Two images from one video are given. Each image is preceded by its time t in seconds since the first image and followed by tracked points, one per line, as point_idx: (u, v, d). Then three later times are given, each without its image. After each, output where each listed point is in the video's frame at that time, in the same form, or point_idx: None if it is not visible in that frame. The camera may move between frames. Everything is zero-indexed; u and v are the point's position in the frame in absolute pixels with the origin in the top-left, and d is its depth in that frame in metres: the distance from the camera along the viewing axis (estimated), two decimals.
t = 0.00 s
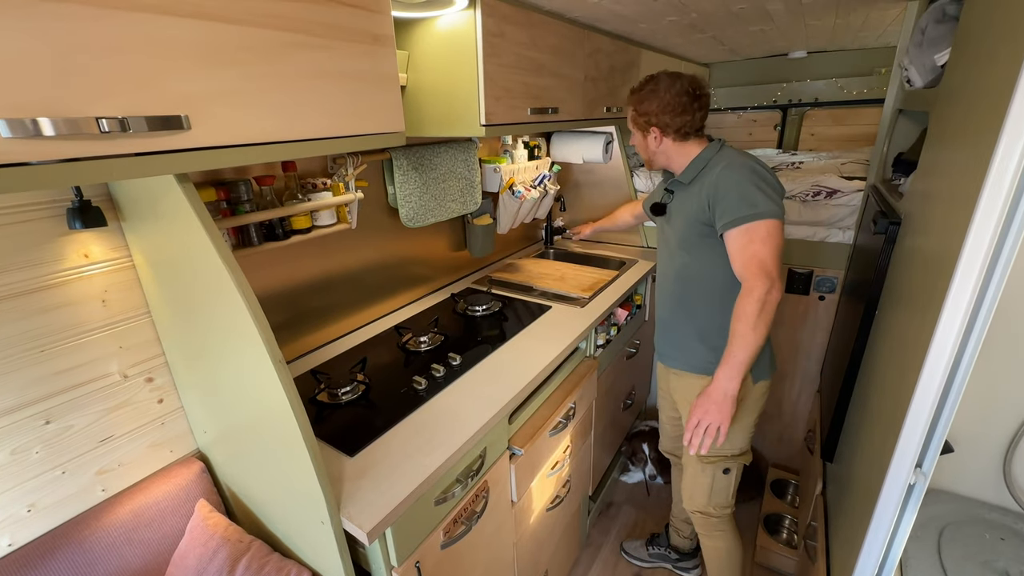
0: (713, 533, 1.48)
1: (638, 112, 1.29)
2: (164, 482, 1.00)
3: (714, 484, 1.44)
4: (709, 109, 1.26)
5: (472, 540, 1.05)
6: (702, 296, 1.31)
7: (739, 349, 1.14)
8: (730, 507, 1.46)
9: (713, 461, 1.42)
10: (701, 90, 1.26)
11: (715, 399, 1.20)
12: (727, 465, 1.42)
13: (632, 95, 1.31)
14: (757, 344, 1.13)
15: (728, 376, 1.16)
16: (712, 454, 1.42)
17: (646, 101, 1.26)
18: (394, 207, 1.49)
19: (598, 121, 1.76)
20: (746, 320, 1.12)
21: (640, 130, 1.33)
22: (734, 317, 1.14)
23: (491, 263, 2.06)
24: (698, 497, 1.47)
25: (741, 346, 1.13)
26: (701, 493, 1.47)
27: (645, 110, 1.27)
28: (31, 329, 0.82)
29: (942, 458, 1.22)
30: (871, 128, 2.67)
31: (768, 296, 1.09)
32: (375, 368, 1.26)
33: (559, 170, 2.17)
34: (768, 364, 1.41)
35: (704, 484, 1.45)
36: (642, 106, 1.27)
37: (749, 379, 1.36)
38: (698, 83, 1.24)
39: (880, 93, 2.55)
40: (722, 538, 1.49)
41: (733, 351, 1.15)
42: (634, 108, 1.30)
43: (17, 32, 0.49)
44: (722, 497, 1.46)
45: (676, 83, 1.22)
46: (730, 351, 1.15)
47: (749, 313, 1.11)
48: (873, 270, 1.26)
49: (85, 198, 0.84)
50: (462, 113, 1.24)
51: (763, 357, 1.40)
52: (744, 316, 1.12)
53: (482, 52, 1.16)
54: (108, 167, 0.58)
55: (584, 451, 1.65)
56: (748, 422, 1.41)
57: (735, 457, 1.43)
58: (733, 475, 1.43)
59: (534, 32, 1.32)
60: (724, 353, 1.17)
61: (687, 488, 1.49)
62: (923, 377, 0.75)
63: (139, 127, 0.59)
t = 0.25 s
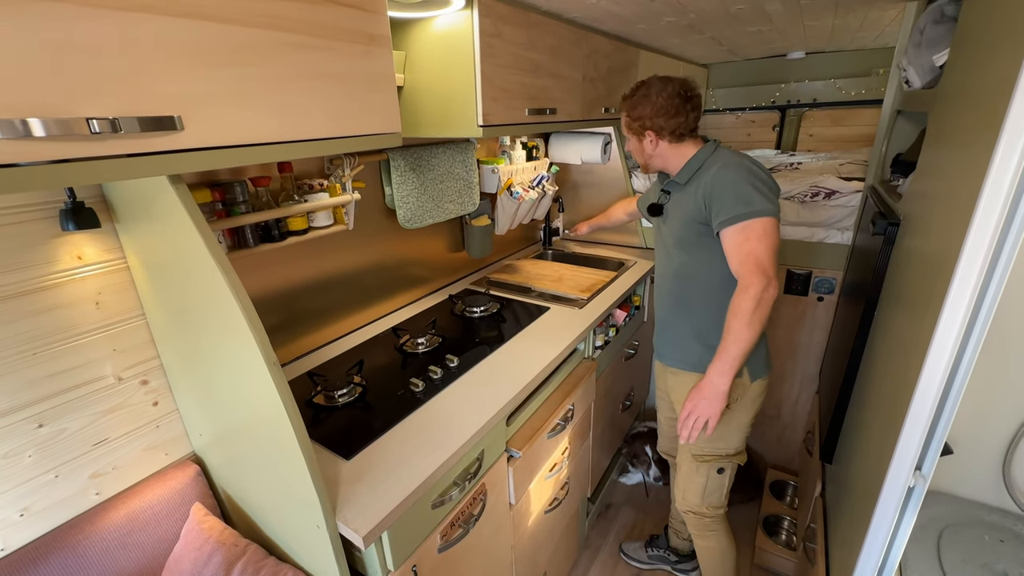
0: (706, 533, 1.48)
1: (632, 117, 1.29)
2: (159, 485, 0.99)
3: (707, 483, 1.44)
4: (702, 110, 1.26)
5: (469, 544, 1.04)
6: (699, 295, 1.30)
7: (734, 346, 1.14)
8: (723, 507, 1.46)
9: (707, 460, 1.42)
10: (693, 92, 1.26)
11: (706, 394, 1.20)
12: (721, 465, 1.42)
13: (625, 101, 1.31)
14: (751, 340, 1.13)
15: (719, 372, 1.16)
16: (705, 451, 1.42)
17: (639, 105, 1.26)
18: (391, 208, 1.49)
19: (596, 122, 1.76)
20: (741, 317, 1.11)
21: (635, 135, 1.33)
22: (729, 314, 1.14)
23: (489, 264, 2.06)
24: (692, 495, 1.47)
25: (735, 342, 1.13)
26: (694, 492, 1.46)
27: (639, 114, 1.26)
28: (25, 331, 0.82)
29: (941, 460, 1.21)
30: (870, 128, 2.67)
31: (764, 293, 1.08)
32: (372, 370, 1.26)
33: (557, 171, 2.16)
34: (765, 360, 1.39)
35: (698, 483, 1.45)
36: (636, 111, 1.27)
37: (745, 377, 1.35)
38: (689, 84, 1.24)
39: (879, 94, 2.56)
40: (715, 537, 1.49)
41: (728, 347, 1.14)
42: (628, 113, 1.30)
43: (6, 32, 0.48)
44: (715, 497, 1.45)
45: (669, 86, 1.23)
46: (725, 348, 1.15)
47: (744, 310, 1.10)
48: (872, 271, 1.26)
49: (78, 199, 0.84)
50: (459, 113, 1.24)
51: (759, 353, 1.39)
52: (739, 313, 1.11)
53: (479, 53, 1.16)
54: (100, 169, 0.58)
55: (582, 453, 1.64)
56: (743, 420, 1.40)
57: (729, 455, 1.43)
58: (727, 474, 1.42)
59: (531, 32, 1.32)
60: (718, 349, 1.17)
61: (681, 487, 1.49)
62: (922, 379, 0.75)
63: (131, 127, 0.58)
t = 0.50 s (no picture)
0: (708, 534, 1.47)
1: (630, 118, 1.29)
2: (157, 487, 0.98)
3: (708, 484, 1.43)
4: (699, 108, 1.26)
5: (469, 546, 1.04)
6: (697, 296, 1.30)
7: (731, 347, 1.13)
8: (724, 508, 1.46)
9: (707, 461, 1.42)
10: (689, 90, 1.26)
11: (703, 395, 1.20)
12: (721, 465, 1.42)
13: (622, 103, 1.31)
14: (747, 340, 1.13)
15: (716, 373, 1.16)
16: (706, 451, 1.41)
17: (636, 105, 1.26)
18: (391, 208, 1.48)
19: (596, 122, 1.76)
20: (738, 318, 1.11)
21: (634, 136, 1.33)
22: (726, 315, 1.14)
23: (489, 264, 2.05)
24: (693, 496, 1.46)
25: (731, 343, 1.13)
26: (696, 493, 1.46)
27: (636, 114, 1.26)
28: (22, 333, 0.81)
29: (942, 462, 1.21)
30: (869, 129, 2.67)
31: (761, 294, 1.08)
32: (372, 371, 1.25)
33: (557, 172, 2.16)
34: (762, 361, 1.39)
35: (699, 484, 1.44)
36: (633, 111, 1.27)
37: (742, 378, 1.35)
38: (685, 83, 1.25)
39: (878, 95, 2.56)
40: (716, 538, 1.48)
41: (725, 347, 1.14)
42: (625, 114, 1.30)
43: (2, 31, 0.48)
44: (716, 497, 1.45)
45: (664, 84, 1.23)
46: (722, 349, 1.15)
47: (741, 312, 1.10)
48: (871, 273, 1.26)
49: (75, 200, 0.83)
50: (459, 113, 1.24)
51: (756, 353, 1.39)
52: (737, 314, 1.11)
53: (479, 53, 1.15)
54: (97, 169, 0.57)
55: (582, 454, 1.64)
56: (742, 420, 1.40)
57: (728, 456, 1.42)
58: (727, 475, 1.42)
59: (531, 32, 1.32)
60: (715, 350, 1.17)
61: (682, 488, 1.48)
62: (923, 381, 0.74)
63: (129, 127, 0.58)
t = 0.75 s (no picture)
0: (706, 533, 1.47)
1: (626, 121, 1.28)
2: (157, 489, 0.98)
3: (705, 484, 1.43)
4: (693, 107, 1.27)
5: (469, 547, 1.03)
6: (696, 296, 1.30)
7: (733, 347, 1.13)
8: (722, 507, 1.45)
9: (705, 461, 1.41)
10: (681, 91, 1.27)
11: (705, 396, 1.20)
12: (718, 465, 1.41)
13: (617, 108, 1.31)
14: (751, 341, 1.12)
15: (718, 373, 1.15)
16: (704, 451, 1.41)
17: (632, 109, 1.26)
18: (391, 209, 1.48)
19: (596, 123, 1.76)
20: (741, 318, 1.11)
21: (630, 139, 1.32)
22: (727, 316, 1.14)
23: (488, 265, 2.05)
24: (691, 496, 1.46)
25: (734, 344, 1.13)
26: (693, 492, 1.46)
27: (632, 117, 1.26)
28: (22, 334, 0.81)
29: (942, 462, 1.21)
30: (868, 130, 2.68)
31: (763, 294, 1.08)
32: (372, 372, 1.25)
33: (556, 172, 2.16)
34: (758, 361, 1.40)
35: (696, 483, 1.44)
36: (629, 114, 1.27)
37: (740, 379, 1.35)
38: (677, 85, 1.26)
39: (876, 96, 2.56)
40: (714, 538, 1.48)
41: (727, 347, 1.14)
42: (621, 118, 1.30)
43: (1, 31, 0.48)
44: (714, 497, 1.44)
45: (658, 87, 1.24)
46: (724, 349, 1.15)
47: (743, 311, 1.10)
48: (871, 273, 1.26)
49: (74, 201, 0.83)
50: (459, 114, 1.23)
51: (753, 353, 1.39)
52: (739, 314, 1.11)
53: (478, 54, 1.15)
54: (97, 170, 0.57)
55: (582, 454, 1.64)
56: (740, 420, 1.40)
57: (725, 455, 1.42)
58: (725, 474, 1.42)
59: (531, 33, 1.32)
60: (717, 351, 1.16)
61: (680, 487, 1.48)
62: (923, 381, 0.74)
63: (128, 128, 0.58)
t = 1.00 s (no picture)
0: (704, 533, 1.48)
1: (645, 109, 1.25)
2: (157, 489, 0.99)
3: (702, 485, 1.44)
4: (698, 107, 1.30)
5: (469, 546, 1.04)
6: (694, 298, 1.30)
7: (731, 349, 1.13)
8: (718, 507, 1.46)
9: (701, 461, 1.41)
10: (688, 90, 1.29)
11: (705, 401, 1.20)
12: (714, 465, 1.42)
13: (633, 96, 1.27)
14: (747, 345, 1.13)
15: (717, 378, 1.16)
16: (700, 452, 1.41)
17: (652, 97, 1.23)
18: (390, 210, 1.48)
19: (595, 124, 1.77)
20: (738, 322, 1.11)
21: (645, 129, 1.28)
22: (725, 318, 1.14)
23: (488, 265, 2.06)
24: (688, 496, 1.46)
25: (732, 346, 1.13)
26: (690, 492, 1.46)
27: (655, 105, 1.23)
28: (22, 335, 0.81)
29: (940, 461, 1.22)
30: (866, 130, 2.68)
31: (759, 299, 1.09)
32: (372, 372, 1.26)
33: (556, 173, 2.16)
34: (754, 362, 1.41)
35: (692, 483, 1.45)
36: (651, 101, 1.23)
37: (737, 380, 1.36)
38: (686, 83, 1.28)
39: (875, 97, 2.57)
40: (710, 537, 1.49)
41: (724, 350, 1.15)
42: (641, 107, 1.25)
43: (3, 34, 0.48)
44: (710, 497, 1.45)
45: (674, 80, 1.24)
46: (721, 352, 1.15)
47: (740, 315, 1.10)
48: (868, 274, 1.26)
49: (75, 202, 0.83)
50: (459, 115, 1.24)
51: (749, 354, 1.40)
52: (736, 317, 1.11)
53: (478, 55, 1.16)
54: (99, 171, 0.58)
55: (582, 454, 1.64)
56: (736, 420, 1.40)
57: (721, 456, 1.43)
58: (721, 475, 1.42)
59: (530, 34, 1.32)
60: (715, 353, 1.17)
61: (676, 487, 1.48)
62: (920, 381, 0.75)
63: (130, 130, 0.58)
